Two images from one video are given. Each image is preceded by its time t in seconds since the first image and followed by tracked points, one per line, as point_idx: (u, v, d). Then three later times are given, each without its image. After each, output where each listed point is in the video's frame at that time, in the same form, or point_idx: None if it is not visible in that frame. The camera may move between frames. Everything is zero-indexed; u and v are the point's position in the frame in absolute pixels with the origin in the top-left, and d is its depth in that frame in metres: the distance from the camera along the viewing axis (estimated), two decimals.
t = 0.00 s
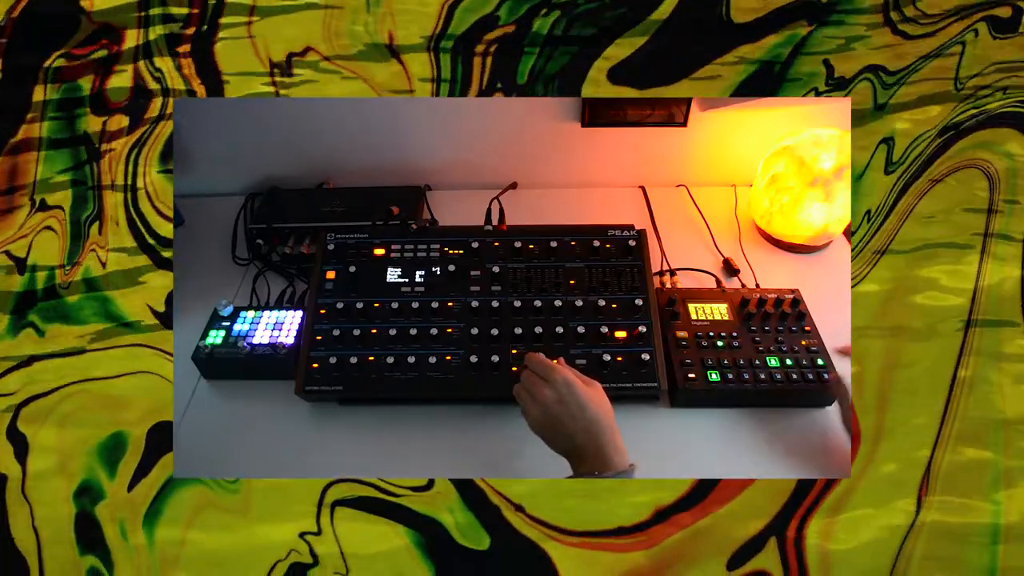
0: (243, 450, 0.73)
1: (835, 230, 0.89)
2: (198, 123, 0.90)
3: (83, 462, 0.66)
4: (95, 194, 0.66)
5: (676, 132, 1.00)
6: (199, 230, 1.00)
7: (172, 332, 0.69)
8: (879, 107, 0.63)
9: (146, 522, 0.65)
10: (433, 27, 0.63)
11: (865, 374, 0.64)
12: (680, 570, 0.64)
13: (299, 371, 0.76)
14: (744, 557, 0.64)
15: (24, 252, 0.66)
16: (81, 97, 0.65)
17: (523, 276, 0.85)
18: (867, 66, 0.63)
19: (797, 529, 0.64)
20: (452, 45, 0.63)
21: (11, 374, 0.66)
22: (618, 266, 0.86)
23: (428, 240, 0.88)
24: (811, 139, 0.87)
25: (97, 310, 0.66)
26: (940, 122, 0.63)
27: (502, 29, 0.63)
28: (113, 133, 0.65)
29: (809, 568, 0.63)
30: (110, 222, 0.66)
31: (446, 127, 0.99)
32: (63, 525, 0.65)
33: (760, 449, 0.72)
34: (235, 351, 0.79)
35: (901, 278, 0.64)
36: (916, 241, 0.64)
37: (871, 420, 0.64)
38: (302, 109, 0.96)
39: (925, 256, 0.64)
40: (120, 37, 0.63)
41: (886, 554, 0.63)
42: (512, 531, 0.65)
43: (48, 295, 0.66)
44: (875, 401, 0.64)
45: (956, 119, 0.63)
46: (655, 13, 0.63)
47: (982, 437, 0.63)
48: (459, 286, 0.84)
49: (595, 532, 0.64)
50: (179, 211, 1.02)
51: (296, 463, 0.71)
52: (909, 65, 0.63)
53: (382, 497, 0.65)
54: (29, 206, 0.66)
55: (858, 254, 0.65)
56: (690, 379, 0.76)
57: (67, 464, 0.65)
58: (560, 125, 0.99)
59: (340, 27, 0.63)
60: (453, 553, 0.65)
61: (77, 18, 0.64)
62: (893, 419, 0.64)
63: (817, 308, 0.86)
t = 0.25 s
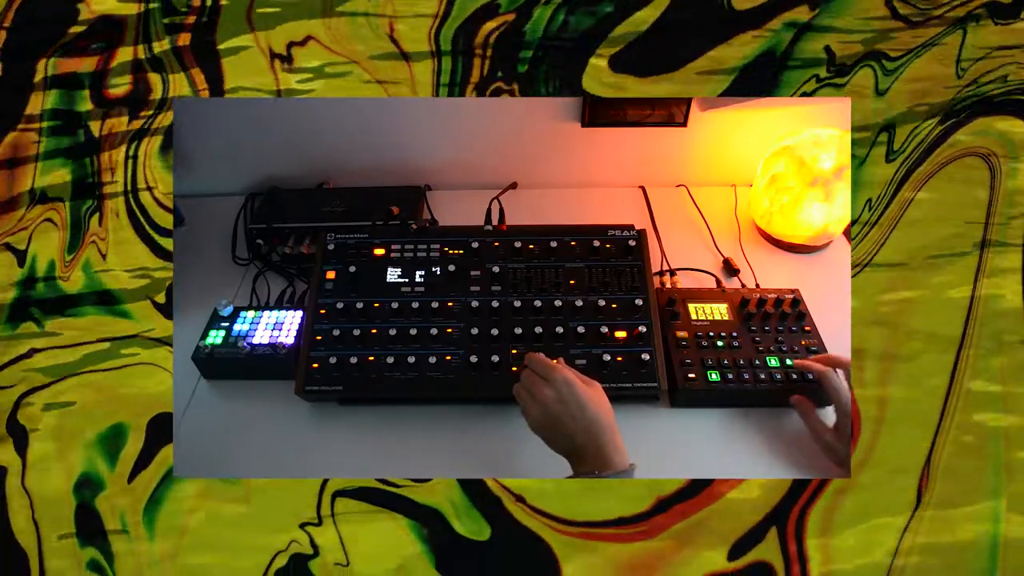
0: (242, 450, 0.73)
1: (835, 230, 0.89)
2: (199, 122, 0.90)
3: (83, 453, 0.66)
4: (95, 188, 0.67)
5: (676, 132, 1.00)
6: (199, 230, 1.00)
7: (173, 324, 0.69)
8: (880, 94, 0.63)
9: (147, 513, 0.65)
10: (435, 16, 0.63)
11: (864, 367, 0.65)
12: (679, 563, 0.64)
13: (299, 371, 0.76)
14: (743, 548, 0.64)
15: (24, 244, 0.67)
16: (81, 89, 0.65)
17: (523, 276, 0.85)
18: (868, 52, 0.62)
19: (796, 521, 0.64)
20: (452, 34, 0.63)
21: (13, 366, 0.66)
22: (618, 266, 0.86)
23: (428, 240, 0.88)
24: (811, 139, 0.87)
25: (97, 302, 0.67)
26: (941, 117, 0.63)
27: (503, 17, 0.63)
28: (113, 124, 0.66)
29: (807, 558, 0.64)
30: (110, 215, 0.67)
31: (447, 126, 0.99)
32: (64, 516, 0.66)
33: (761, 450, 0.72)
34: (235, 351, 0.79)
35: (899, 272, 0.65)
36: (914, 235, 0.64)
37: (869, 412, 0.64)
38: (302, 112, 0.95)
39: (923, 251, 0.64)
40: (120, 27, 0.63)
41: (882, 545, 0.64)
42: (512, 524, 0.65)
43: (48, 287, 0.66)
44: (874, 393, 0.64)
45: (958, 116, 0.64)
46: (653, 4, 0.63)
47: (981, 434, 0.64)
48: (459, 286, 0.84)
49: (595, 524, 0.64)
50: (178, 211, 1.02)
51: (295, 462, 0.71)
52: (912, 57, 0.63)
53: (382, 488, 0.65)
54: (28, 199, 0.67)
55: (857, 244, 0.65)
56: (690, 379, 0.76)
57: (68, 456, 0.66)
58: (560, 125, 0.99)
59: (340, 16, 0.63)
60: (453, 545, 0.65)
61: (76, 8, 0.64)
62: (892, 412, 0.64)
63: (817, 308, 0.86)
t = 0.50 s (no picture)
0: (242, 449, 0.73)
1: (835, 230, 0.89)
2: (199, 122, 0.90)
3: (82, 446, 0.66)
4: (96, 180, 0.66)
5: (676, 132, 1.00)
6: (199, 230, 1.00)
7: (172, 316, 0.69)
8: (881, 81, 0.63)
9: (148, 505, 0.65)
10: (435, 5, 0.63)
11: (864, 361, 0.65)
12: (676, 554, 0.65)
13: (299, 371, 0.76)
14: (742, 539, 0.64)
15: (25, 237, 0.66)
16: (81, 80, 0.65)
17: (523, 276, 0.85)
18: (869, 39, 0.62)
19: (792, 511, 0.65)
20: (453, 24, 0.63)
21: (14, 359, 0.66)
22: (618, 266, 0.86)
23: (428, 240, 0.88)
24: (811, 139, 0.87)
25: (98, 293, 0.67)
26: (941, 113, 0.64)
27: (503, 6, 0.63)
28: (113, 115, 0.65)
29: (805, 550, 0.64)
30: (111, 207, 0.67)
31: (446, 127, 0.99)
32: (64, 508, 0.66)
33: (761, 450, 0.72)
34: (235, 351, 0.79)
35: (897, 267, 0.65)
36: (912, 230, 0.65)
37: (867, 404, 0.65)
38: (303, 112, 0.95)
39: (922, 246, 0.65)
40: (119, 17, 0.63)
41: (877, 537, 0.64)
42: (511, 515, 0.65)
43: (48, 279, 0.66)
44: (872, 386, 0.65)
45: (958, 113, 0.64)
46: None
47: (978, 430, 0.64)
48: (459, 286, 0.84)
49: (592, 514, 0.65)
50: (178, 211, 1.02)
51: (295, 463, 0.71)
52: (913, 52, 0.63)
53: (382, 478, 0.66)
54: (28, 191, 0.66)
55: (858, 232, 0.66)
56: (690, 379, 0.76)
57: (69, 449, 0.66)
58: (560, 124, 0.99)
59: (340, 5, 0.63)
60: (452, 537, 0.65)
61: None
62: (890, 405, 0.64)
63: (817, 308, 0.86)
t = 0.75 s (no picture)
0: (241, 449, 0.72)
1: (835, 230, 0.89)
2: (198, 122, 0.90)
3: (83, 436, 0.66)
4: (96, 170, 0.66)
5: (676, 132, 1.00)
6: (199, 230, 1.00)
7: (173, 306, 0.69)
8: (884, 67, 0.63)
9: (148, 495, 0.66)
10: None
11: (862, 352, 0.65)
12: (675, 544, 0.65)
13: (299, 370, 0.76)
14: (742, 529, 0.65)
15: (25, 228, 0.66)
16: (81, 70, 0.64)
17: (523, 276, 0.85)
18: (871, 24, 0.63)
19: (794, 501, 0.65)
20: (454, 14, 0.64)
21: (14, 351, 0.66)
22: (618, 266, 0.86)
23: (428, 240, 0.88)
24: (811, 139, 0.87)
25: (98, 284, 0.67)
26: (942, 108, 0.64)
27: None
28: (113, 106, 0.65)
29: (804, 539, 0.64)
30: (110, 197, 0.67)
31: (446, 126, 0.99)
32: (64, 498, 0.66)
33: (761, 450, 0.72)
34: (235, 351, 0.79)
35: (895, 261, 0.65)
36: (911, 225, 0.65)
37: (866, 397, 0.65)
38: (303, 112, 0.95)
39: (921, 239, 0.65)
40: (120, 6, 0.63)
41: (876, 530, 0.65)
42: (510, 505, 0.66)
43: (48, 270, 0.66)
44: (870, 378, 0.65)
45: (957, 110, 0.64)
46: None
47: (978, 427, 0.64)
48: (459, 286, 0.84)
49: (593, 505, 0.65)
50: (178, 211, 1.02)
51: (295, 463, 0.71)
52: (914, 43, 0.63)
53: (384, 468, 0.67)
54: (29, 181, 0.66)
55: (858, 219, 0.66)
56: (690, 379, 0.76)
57: (70, 438, 0.66)
58: (560, 124, 0.99)
59: None
60: (451, 526, 0.66)
61: None
62: (890, 397, 0.65)
63: (817, 309, 0.86)
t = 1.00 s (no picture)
0: (241, 449, 0.73)
1: (835, 230, 0.89)
2: (198, 123, 0.90)
3: (83, 426, 0.66)
4: (96, 161, 0.66)
5: (676, 132, 1.00)
6: (199, 230, 1.00)
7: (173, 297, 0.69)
8: (885, 54, 0.63)
9: (149, 488, 0.66)
10: None
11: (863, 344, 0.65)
12: (675, 536, 0.65)
13: (299, 371, 0.76)
14: (742, 521, 0.64)
15: (25, 221, 0.66)
16: (81, 61, 0.64)
17: (523, 276, 0.85)
18: (873, 11, 0.63)
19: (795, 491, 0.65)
20: (455, 5, 0.64)
21: (15, 342, 0.66)
22: (618, 266, 0.86)
23: (428, 240, 0.88)
24: (811, 139, 0.87)
25: (98, 276, 0.67)
26: (942, 101, 0.64)
27: None
28: (113, 97, 0.65)
29: (806, 531, 0.64)
30: (110, 187, 0.66)
31: (446, 127, 0.98)
32: (66, 489, 0.66)
33: (761, 450, 0.72)
34: (235, 351, 0.79)
35: (896, 253, 0.65)
36: (912, 219, 0.65)
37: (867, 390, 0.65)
38: (303, 112, 0.95)
39: (922, 233, 0.65)
40: None
41: (877, 522, 0.64)
42: (510, 497, 0.66)
43: (48, 263, 0.66)
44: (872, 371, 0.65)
45: (957, 102, 0.64)
46: None
47: (978, 422, 0.64)
48: (459, 286, 0.84)
49: (592, 496, 0.65)
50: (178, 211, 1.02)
51: (295, 463, 0.71)
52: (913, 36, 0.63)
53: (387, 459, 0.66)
54: (29, 175, 0.66)
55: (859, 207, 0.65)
56: (690, 379, 0.76)
57: (71, 430, 0.66)
58: (561, 124, 0.99)
59: None
60: (451, 518, 0.66)
61: None
62: (891, 390, 0.65)
63: (817, 308, 0.86)
